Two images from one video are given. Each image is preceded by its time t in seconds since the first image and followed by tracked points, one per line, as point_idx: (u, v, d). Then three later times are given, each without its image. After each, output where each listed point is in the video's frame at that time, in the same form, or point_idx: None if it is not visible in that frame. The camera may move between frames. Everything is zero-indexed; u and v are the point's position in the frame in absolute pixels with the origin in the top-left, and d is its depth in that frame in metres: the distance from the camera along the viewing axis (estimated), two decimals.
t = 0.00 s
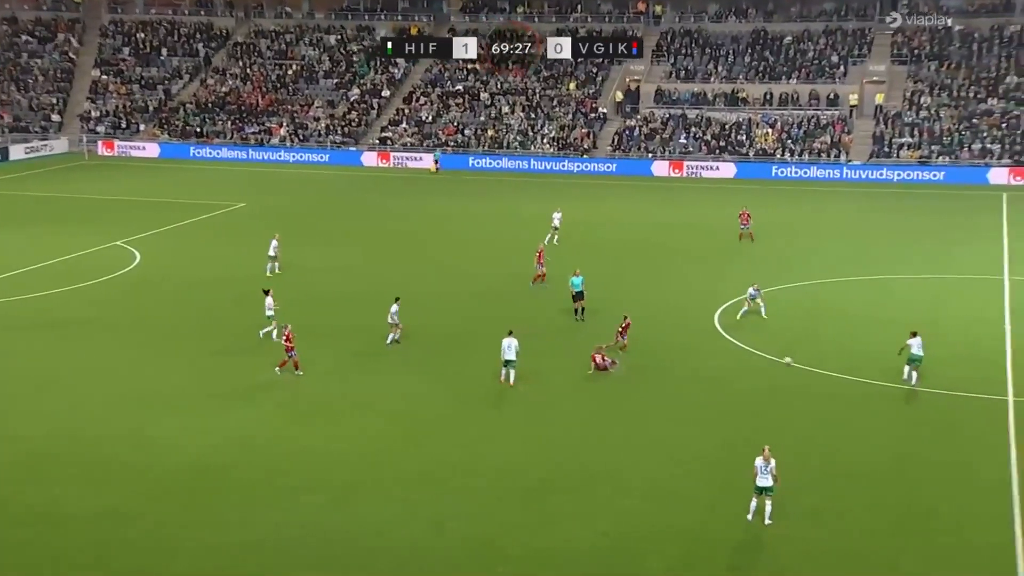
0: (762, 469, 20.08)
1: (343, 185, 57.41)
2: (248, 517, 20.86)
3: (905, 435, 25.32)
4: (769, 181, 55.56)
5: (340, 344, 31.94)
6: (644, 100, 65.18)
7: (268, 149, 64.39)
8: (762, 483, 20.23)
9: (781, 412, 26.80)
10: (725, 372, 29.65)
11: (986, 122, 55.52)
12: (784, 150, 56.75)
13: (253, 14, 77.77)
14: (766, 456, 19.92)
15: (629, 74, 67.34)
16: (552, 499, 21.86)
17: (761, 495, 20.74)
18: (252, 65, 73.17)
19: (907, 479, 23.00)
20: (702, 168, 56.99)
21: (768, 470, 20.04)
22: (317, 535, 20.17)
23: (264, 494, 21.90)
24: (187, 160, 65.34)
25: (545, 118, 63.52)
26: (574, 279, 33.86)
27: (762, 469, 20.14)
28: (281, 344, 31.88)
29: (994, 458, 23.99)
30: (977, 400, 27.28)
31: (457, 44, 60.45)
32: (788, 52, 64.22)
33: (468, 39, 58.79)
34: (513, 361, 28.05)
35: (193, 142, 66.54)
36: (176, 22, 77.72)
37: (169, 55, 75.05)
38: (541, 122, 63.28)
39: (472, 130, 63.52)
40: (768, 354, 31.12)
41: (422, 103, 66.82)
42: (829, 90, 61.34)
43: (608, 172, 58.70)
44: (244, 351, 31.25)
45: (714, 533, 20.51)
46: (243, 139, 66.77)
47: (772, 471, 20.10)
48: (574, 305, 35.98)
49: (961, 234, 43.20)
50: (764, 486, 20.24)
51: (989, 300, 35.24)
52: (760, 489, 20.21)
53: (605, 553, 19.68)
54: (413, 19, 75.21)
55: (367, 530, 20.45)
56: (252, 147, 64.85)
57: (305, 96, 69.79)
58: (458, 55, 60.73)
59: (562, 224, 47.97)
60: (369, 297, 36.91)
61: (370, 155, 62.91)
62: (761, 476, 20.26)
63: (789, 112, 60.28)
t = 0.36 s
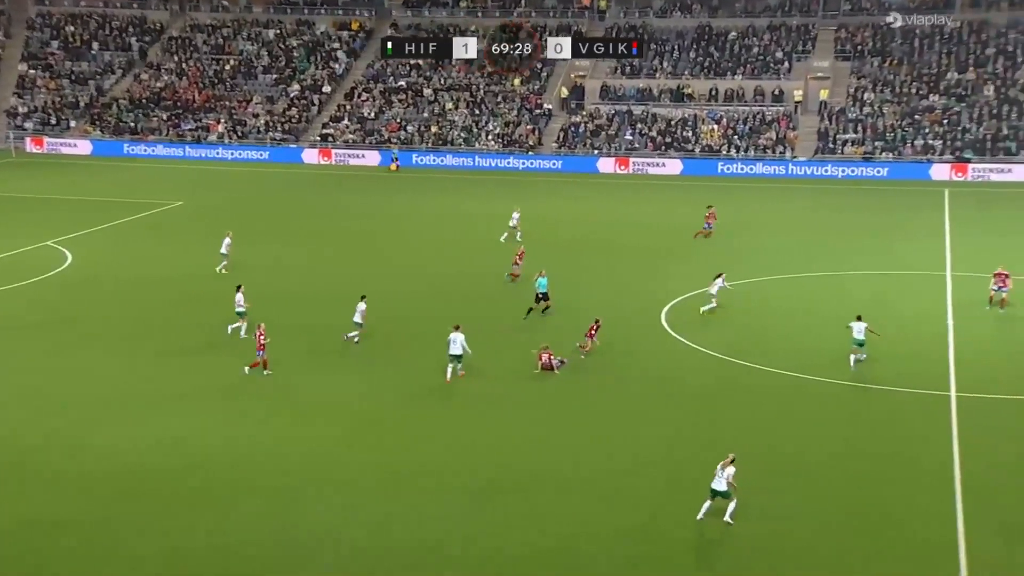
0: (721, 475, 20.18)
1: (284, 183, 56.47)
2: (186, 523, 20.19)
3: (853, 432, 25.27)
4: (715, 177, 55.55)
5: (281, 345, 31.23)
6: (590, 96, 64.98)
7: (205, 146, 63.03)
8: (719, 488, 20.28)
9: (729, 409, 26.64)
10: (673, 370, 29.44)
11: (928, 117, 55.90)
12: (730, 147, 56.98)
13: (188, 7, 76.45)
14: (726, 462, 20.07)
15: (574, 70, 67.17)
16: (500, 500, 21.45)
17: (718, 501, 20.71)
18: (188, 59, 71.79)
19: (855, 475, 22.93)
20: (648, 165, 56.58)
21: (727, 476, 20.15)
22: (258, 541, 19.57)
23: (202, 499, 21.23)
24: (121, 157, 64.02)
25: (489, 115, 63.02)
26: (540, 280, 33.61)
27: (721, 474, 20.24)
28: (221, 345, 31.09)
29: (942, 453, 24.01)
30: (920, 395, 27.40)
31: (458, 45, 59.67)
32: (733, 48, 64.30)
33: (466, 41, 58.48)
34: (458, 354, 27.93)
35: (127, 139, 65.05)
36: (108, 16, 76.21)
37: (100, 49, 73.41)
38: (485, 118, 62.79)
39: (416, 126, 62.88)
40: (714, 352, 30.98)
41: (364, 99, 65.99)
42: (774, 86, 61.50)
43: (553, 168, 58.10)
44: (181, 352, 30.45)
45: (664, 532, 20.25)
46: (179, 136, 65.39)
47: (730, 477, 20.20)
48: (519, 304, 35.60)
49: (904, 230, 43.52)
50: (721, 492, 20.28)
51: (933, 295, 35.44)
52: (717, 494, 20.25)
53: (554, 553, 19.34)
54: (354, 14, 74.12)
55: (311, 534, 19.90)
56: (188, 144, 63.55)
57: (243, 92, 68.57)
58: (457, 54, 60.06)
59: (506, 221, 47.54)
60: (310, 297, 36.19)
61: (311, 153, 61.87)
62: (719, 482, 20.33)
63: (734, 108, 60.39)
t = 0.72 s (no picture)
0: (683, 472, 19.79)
1: (202, 181, 55.22)
2: (93, 533, 19.38)
3: (780, 426, 25.36)
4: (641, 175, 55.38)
5: (201, 346, 30.39)
6: (515, 93, 64.67)
7: (118, 144, 61.49)
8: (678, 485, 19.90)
9: (658, 406, 26.58)
10: (601, 367, 29.29)
11: (851, 114, 56.54)
12: (656, 144, 57.13)
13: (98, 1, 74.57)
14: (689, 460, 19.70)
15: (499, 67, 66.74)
16: (424, 501, 20.99)
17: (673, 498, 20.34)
18: (99, 54, 69.90)
19: (784, 469, 22.99)
20: (574, 163, 56.51)
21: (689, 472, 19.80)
22: (169, 550, 18.85)
23: (111, 507, 20.43)
24: (28, 156, 62.24)
25: (413, 112, 62.30)
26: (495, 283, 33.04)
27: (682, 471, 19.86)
28: (133, 348, 30.10)
29: (867, 446, 24.21)
30: (842, 391, 27.53)
31: (457, 44, 57.26)
32: (658, 44, 64.39)
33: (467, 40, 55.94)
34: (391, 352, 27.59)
35: (35, 137, 63.06)
36: (13, 8, 74.10)
37: (4, 43, 71.38)
38: (409, 116, 62.06)
39: (338, 123, 61.94)
40: (641, 349, 30.87)
41: (285, 96, 64.82)
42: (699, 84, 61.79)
43: (479, 166, 57.71)
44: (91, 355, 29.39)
45: (596, 529, 20.06)
46: (90, 134, 63.55)
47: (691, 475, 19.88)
48: (445, 303, 35.15)
49: (827, 226, 43.99)
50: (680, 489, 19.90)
51: (856, 291, 35.80)
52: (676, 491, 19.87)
53: (476, 556, 18.93)
54: (273, 8, 73.16)
55: (224, 541, 19.23)
56: (101, 142, 61.88)
57: (158, 88, 66.94)
58: (456, 54, 57.49)
59: (431, 220, 46.99)
60: (230, 297, 35.31)
61: (229, 151, 60.28)
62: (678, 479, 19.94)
63: (660, 105, 60.57)
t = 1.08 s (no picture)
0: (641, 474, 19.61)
1: (103, 181, 53.40)
2: None
3: (698, 422, 25.33)
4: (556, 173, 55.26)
5: (102, 353, 29.23)
6: (428, 90, 64.02)
7: (12, 143, 59.13)
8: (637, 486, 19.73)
9: (577, 404, 26.36)
10: (517, 367, 28.96)
11: (763, 112, 57.18)
12: (571, 141, 56.99)
13: None
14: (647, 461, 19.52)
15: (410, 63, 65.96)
16: (336, 509, 20.42)
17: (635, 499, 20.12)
18: None
19: (705, 465, 22.95)
20: (489, 160, 55.98)
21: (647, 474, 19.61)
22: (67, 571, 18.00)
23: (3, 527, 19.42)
24: None
25: (323, 109, 61.22)
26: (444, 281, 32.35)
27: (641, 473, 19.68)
28: (26, 356, 28.80)
29: (785, 441, 24.30)
30: (757, 388, 27.53)
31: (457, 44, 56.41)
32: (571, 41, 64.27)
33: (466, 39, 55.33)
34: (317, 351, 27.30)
35: None
36: None
37: None
38: (320, 113, 60.97)
39: (245, 121, 60.56)
40: (558, 348, 30.60)
41: (189, 93, 63.18)
42: (613, 80, 61.88)
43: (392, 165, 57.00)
44: None
45: (520, 531, 19.73)
46: None
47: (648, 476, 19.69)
48: (357, 303, 34.44)
49: (740, 223, 44.30)
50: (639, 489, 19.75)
51: (769, 288, 36.03)
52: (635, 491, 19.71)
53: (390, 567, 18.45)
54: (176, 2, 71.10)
55: (126, 559, 18.43)
56: None
57: (54, 84, 64.70)
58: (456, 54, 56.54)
59: (343, 219, 46.12)
60: (133, 301, 34.10)
61: (131, 149, 58.36)
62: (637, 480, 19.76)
63: (574, 103, 60.56)
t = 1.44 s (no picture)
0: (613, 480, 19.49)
1: None
2: None
3: (616, 423, 25.15)
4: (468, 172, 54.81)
5: None
6: (336, 88, 63.07)
7: None
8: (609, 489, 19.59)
9: (494, 407, 25.95)
10: (432, 370, 28.46)
11: (674, 110, 57.60)
12: (483, 140, 56.42)
13: None
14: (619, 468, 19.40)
15: (318, 60, 65.12)
16: (243, 525, 19.85)
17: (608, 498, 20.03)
18: None
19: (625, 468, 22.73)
20: (401, 159, 55.56)
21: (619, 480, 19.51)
22: None
23: None
24: None
25: (228, 108, 59.89)
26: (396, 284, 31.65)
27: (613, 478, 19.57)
28: None
29: (701, 443, 24.15)
30: (670, 387, 27.53)
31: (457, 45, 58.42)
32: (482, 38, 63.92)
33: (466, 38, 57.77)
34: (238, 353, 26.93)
35: None
36: None
37: None
38: (225, 111, 59.65)
39: (146, 120, 58.88)
40: (474, 350, 30.14)
41: (87, 90, 61.22)
42: (524, 79, 61.73)
43: (301, 164, 56.23)
44: None
45: (440, 547, 19.25)
46: None
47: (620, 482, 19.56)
48: (267, 307, 33.56)
49: (654, 221, 44.39)
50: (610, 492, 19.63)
51: (682, 286, 36.18)
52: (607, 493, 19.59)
53: None
54: None
55: None
56: None
57: None
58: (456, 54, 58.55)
59: (251, 219, 45.06)
60: (27, 307, 32.76)
61: (25, 149, 56.25)
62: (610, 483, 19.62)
63: (486, 101, 60.24)
